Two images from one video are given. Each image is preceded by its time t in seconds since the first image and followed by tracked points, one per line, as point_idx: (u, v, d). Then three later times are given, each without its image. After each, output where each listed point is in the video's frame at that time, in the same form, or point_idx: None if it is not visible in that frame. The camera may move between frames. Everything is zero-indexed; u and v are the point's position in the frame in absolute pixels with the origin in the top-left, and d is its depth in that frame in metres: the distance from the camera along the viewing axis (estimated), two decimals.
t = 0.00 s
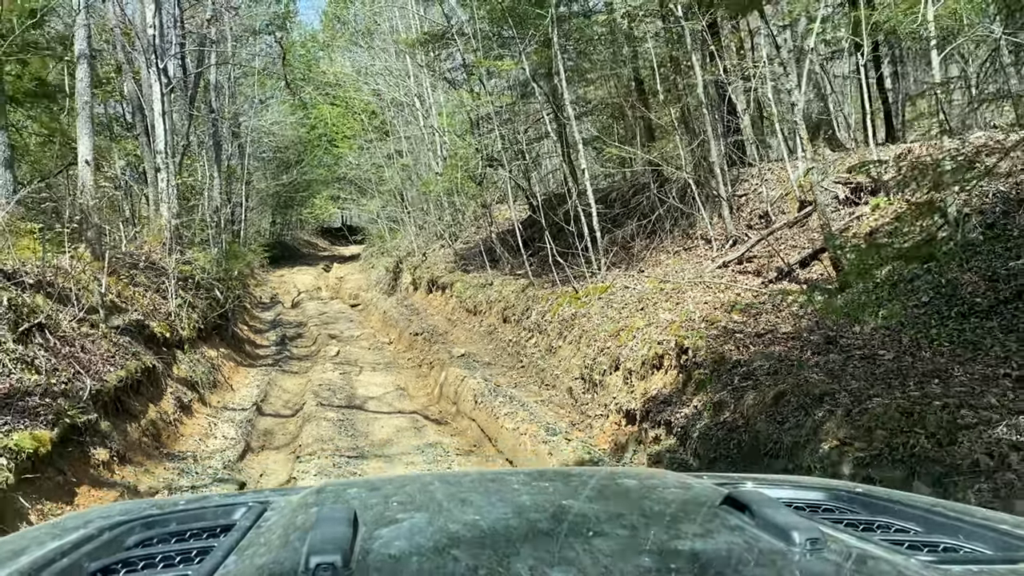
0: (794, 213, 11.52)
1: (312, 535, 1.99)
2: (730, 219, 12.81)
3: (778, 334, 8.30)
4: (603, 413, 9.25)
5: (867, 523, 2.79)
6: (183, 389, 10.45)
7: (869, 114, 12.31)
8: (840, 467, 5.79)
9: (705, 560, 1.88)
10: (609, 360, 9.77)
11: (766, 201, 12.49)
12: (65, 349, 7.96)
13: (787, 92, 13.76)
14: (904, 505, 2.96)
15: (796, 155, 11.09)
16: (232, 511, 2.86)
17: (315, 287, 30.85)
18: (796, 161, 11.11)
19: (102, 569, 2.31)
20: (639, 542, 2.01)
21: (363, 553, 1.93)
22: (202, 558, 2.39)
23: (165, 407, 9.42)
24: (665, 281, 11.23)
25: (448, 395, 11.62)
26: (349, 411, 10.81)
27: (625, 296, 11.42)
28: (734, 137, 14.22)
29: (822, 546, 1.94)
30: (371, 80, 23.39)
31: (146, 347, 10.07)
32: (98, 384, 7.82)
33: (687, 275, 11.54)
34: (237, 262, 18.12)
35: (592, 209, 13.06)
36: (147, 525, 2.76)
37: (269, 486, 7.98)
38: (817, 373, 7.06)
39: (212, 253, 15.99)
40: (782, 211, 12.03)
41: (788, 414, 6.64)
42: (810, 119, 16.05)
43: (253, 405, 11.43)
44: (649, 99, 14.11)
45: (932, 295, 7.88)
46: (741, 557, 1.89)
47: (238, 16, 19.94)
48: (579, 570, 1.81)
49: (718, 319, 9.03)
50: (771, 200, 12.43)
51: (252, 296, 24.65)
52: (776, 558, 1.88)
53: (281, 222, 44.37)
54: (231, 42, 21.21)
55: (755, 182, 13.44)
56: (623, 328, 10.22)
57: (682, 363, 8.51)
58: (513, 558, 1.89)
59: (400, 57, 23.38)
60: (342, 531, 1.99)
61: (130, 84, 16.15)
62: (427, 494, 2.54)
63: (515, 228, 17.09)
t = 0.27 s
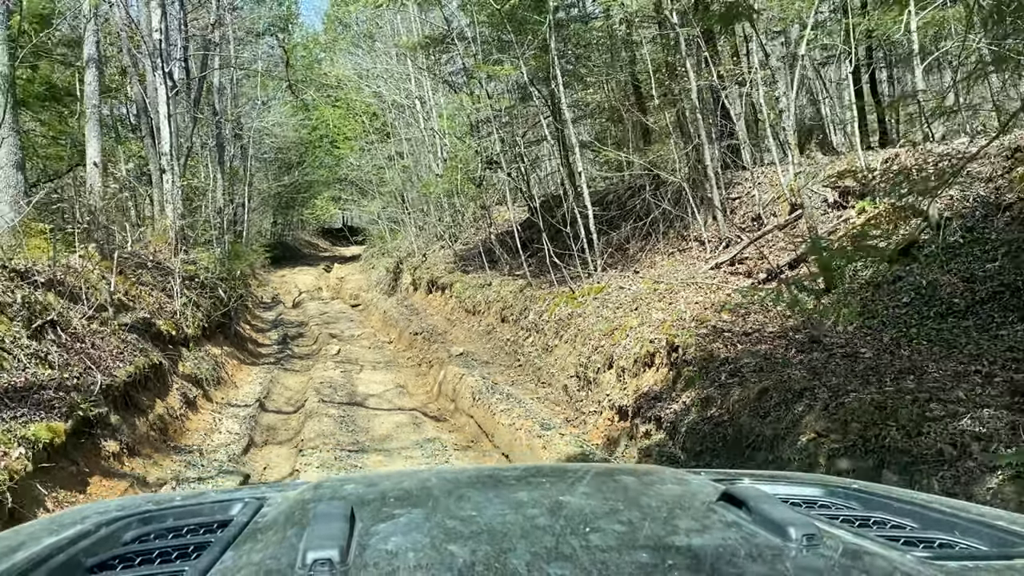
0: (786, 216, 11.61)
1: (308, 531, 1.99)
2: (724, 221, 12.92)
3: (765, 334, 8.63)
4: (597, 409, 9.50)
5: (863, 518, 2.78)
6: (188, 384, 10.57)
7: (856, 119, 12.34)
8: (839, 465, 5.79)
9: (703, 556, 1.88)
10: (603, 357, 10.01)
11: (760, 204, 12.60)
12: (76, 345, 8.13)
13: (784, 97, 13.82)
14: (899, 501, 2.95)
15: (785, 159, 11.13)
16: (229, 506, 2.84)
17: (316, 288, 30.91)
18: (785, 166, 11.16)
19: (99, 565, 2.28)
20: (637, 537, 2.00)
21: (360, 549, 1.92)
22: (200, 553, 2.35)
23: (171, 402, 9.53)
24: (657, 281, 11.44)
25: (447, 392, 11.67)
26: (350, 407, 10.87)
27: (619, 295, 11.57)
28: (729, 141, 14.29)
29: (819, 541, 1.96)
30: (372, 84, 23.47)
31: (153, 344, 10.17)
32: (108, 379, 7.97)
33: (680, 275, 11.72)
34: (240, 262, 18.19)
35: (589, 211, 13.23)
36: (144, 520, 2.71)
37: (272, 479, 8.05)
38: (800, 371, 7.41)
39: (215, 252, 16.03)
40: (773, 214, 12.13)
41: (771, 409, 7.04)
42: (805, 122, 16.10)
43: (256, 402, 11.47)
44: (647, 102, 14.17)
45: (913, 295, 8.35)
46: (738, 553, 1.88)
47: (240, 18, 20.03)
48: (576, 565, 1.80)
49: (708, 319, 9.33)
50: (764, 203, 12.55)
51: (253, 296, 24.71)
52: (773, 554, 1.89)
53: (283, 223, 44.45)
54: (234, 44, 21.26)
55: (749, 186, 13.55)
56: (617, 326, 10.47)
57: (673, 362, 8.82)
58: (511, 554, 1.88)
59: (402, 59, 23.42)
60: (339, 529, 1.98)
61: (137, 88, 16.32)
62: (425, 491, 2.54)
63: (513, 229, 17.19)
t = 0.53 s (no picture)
0: (777, 220, 11.70)
1: (309, 535, 1.93)
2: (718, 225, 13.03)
3: (753, 334, 8.77)
4: (590, 407, 9.58)
5: (864, 522, 2.73)
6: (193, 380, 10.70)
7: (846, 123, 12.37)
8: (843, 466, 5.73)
9: (706, 560, 1.81)
10: (597, 356, 10.12)
11: (752, 208, 12.72)
12: (87, 343, 8.29)
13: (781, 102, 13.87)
14: (903, 505, 2.90)
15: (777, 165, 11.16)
16: (230, 511, 2.81)
17: (318, 289, 30.97)
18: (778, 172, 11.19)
19: (100, 570, 2.28)
20: (639, 542, 1.93)
21: (360, 553, 1.85)
22: (201, 558, 2.36)
23: (177, 398, 9.65)
24: (650, 282, 11.55)
25: (446, 391, 11.71)
26: (352, 404, 10.90)
27: (614, 296, 11.67)
28: (724, 146, 14.36)
29: (821, 545, 1.90)
30: (372, 88, 23.56)
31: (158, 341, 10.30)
32: (118, 375, 8.15)
33: (674, 277, 11.82)
34: (243, 263, 18.25)
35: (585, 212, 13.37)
36: (145, 526, 2.69)
37: (276, 473, 8.13)
38: (784, 369, 7.59)
39: (218, 253, 16.08)
40: (764, 218, 12.24)
41: (755, 404, 7.20)
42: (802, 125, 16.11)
43: (259, 399, 11.51)
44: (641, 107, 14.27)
45: (895, 298, 8.55)
46: (740, 558, 1.82)
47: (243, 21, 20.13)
48: (578, 570, 1.74)
49: (699, 319, 9.47)
50: (756, 207, 12.65)
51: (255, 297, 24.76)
52: (775, 558, 1.82)
53: (284, 224, 44.56)
54: (237, 46, 21.33)
55: (742, 191, 13.68)
56: (611, 327, 10.59)
57: (664, 359, 8.92)
58: (512, 558, 1.81)
59: (403, 63, 23.47)
60: (342, 533, 1.92)
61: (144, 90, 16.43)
62: (426, 494, 2.48)
63: (511, 230, 17.26)
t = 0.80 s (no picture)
0: (768, 224, 11.80)
1: (307, 535, 1.96)
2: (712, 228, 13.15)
3: (740, 334, 8.93)
4: (584, 405, 9.71)
5: (861, 523, 2.75)
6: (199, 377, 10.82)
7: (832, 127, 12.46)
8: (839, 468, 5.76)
9: (702, 560, 1.83)
10: (592, 355, 10.26)
11: (745, 212, 12.86)
12: (98, 340, 8.44)
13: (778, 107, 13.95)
14: (899, 505, 2.92)
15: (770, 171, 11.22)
16: (228, 509, 2.83)
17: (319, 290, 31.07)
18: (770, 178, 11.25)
19: (97, 569, 2.32)
20: (637, 541, 1.95)
21: (358, 554, 1.87)
22: (198, 556, 2.39)
23: (185, 395, 9.76)
24: (643, 285, 11.70)
25: (444, 390, 11.78)
26: (353, 402, 10.99)
27: (610, 298, 11.79)
28: (719, 151, 14.47)
29: (819, 546, 1.92)
30: (373, 92, 23.64)
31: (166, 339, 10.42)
32: (128, 371, 8.30)
33: (668, 279, 11.94)
34: (245, 264, 18.34)
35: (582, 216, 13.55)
36: (143, 524, 2.73)
37: (280, 467, 8.23)
38: (767, 368, 7.77)
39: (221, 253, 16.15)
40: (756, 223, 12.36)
41: (737, 401, 7.42)
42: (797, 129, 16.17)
43: (263, 397, 11.58)
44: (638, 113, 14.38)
45: (878, 300, 8.65)
46: (737, 558, 1.84)
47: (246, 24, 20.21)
48: (575, 570, 1.76)
49: (689, 320, 9.63)
50: (749, 212, 12.76)
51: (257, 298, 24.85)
52: (773, 558, 1.84)
53: (286, 224, 44.68)
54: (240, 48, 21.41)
55: (736, 196, 13.81)
56: (604, 326, 10.74)
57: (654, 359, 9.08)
58: (509, 558, 1.84)
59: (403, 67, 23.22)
60: (339, 533, 1.95)
61: (150, 93, 16.57)
62: (423, 494, 2.51)
63: (509, 233, 17.35)
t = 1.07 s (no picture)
0: (765, 227, 11.88)
1: (307, 537, 1.99)
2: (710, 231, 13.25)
3: (735, 335, 9.01)
4: (583, 404, 9.78)
5: (861, 514, 2.80)
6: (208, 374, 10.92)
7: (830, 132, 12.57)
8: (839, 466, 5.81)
9: (701, 555, 1.88)
10: (591, 355, 10.33)
11: (741, 215, 12.96)
12: (112, 337, 8.62)
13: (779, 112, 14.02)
14: (898, 496, 2.96)
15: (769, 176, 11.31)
16: (228, 514, 2.88)
17: (322, 291, 31.17)
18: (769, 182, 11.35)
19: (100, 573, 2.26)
20: (637, 538, 2.00)
21: (359, 555, 1.91)
22: (199, 561, 2.36)
23: (195, 391, 9.84)
24: (642, 286, 11.77)
25: (447, 388, 11.84)
26: (357, 400, 11.06)
27: (610, 300, 11.87)
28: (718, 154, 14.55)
29: (818, 539, 1.97)
30: (376, 95, 23.73)
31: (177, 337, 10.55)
32: (142, 367, 8.43)
33: (666, 281, 12.02)
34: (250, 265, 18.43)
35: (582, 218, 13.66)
36: (143, 530, 2.72)
37: (287, 463, 8.31)
38: (760, 366, 7.82)
39: (226, 254, 16.24)
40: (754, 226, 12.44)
41: (729, 397, 7.49)
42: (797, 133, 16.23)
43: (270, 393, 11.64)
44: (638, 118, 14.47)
45: (867, 303, 8.74)
46: (735, 553, 1.88)
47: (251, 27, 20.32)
48: (576, 567, 1.80)
49: (686, 321, 9.70)
50: (746, 216, 12.85)
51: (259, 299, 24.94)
52: (772, 551, 1.88)
53: (288, 226, 44.77)
54: (244, 52, 21.51)
55: (733, 201, 13.91)
56: (604, 326, 10.81)
57: (653, 358, 9.14)
58: (510, 556, 1.87)
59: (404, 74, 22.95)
60: (338, 536, 1.99)
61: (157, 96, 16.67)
62: (423, 495, 2.56)
63: (510, 235, 17.44)
